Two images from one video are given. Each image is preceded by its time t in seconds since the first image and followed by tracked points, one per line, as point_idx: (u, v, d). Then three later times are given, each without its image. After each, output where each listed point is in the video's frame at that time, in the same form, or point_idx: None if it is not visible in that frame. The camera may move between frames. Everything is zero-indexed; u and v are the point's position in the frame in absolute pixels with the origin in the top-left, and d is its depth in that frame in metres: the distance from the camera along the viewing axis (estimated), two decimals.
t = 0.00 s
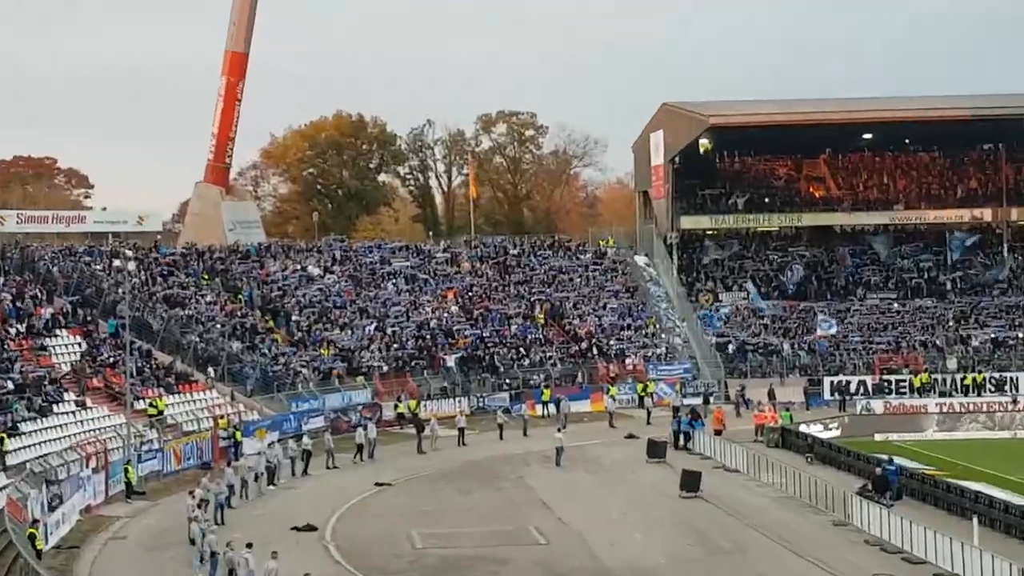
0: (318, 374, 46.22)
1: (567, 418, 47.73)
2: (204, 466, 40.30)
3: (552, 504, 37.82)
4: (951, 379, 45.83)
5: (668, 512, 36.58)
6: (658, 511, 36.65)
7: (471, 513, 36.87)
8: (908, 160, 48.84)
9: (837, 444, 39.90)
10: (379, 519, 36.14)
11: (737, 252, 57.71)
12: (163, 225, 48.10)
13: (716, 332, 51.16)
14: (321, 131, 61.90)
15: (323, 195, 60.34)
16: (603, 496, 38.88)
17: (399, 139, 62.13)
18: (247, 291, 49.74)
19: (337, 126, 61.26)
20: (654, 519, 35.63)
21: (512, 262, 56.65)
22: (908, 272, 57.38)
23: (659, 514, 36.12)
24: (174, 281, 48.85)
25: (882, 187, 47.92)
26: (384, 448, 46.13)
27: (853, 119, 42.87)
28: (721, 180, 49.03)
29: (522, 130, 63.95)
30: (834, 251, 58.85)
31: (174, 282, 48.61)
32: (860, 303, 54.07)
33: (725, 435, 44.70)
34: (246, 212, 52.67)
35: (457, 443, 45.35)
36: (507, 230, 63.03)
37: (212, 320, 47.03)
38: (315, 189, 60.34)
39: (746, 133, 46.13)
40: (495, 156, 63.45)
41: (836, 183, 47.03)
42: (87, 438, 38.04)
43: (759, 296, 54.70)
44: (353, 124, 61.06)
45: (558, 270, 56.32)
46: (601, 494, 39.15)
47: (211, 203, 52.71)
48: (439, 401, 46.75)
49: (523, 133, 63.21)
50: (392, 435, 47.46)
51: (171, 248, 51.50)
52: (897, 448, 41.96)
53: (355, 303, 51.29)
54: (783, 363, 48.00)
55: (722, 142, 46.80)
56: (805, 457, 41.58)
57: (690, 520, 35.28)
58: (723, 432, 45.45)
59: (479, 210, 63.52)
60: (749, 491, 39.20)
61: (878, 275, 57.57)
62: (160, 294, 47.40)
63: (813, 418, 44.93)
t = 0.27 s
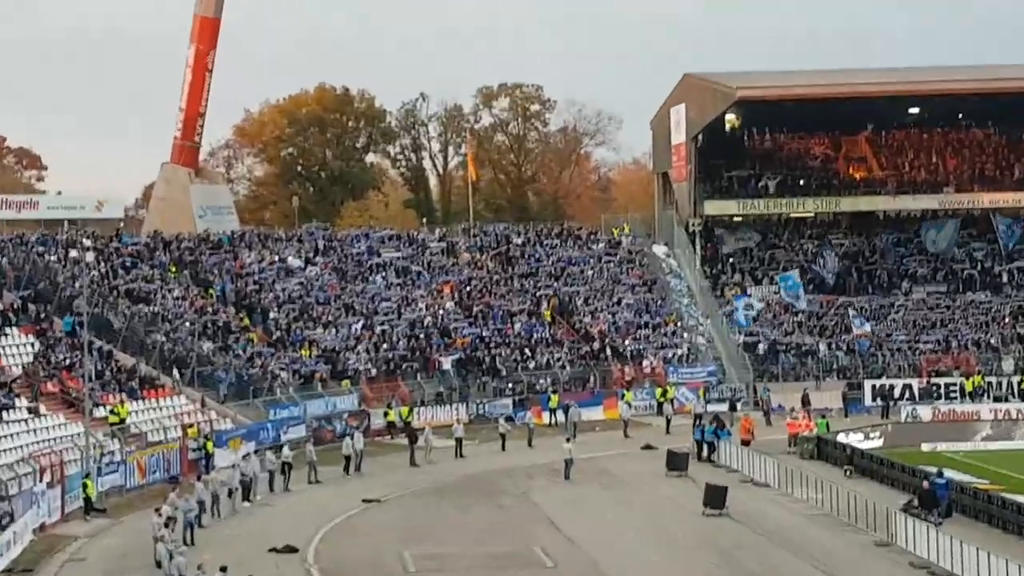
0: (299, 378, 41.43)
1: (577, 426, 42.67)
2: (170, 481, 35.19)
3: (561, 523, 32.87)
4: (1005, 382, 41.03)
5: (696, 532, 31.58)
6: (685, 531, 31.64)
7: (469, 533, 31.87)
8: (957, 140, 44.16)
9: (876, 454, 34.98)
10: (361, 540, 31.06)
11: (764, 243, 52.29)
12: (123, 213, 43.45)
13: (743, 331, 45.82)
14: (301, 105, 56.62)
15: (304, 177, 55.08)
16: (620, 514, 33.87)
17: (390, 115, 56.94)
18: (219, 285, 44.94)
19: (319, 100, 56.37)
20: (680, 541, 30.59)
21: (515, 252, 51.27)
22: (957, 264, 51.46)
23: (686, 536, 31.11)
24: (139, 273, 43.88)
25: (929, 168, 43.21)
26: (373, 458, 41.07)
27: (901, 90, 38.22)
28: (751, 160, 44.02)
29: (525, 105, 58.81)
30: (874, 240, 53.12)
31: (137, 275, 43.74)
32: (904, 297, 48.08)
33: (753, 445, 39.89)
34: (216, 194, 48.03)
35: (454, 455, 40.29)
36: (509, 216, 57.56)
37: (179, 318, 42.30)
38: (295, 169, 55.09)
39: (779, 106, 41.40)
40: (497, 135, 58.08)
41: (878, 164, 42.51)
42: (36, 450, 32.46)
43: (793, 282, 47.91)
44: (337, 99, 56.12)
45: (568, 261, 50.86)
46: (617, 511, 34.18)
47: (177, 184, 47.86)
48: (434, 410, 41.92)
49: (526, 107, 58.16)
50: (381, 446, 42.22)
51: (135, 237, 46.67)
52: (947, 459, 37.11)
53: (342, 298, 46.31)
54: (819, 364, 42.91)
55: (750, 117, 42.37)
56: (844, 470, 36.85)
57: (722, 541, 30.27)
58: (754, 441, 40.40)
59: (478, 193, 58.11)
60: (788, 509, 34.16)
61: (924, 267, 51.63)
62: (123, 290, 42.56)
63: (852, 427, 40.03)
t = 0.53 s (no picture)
0: (286, 378, 36.66)
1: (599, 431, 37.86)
2: (141, 493, 30.50)
3: (584, 541, 28.04)
4: None
5: (744, 550, 26.82)
6: (731, 550, 26.86)
7: (476, 553, 27.07)
8: None
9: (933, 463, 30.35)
10: (350, 562, 26.25)
11: (809, 225, 47.54)
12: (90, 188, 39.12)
13: (786, 324, 41.00)
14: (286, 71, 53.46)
15: (292, 149, 50.84)
16: (653, 530, 29.07)
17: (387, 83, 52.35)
18: (198, 272, 40.05)
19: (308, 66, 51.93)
20: (726, 562, 25.82)
21: (529, 236, 46.41)
22: None
23: (733, 556, 26.33)
24: (108, 261, 39.17)
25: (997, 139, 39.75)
26: (366, 465, 36.06)
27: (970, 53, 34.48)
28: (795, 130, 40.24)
29: (540, 71, 54.44)
30: (935, 221, 47.74)
31: (105, 262, 38.95)
32: (970, 286, 43.14)
33: (797, 451, 34.96)
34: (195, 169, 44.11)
35: (461, 464, 35.50)
36: (522, 192, 53.03)
37: (152, 309, 37.59)
38: (281, 142, 50.79)
39: (831, 71, 37.10)
40: (508, 104, 53.61)
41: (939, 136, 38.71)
42: None
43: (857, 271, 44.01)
44: (328, 64, 52.24)
45: (588, 246, 45.95)
46: (650, 527, 29.33)
47: (146, 158, 43.52)
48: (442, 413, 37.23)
49: (541, 72, 53.78)
50: (376, 453, 37.16)
51: (101, 220, 41.90)
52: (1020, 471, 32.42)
53: (338, 289, 41.59)
54: (872, 363, 38.13)
55: (795, 82, 38.38)
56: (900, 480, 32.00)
57: (776, 562, 25.51)
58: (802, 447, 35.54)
59: (487, 168, 53.53)
60: (849, 525, 29.32)
61: (992, 252, 46.25)
62: (87, 279, 37.82)
63: (910, 431, 35.20)
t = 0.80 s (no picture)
0: (276, 381, 33.82)
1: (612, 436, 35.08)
2: (117, 506, 27.72)
3: (601, 558, 25.25)
4: None
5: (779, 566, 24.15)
6: (764, 565, 24.16)
7: (480, 571, 24.34)
8: None
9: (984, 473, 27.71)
10: None
11: (843, 214, 44.88)
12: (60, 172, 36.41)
13: (814, 321, 38.20)
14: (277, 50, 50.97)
15: (282, 134, 48.09)
16: (675, 544, 26.40)
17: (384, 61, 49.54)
18: (179, 267, 37.17)
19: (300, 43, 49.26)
20: None
21: (537, 226, 43.57)
22: None
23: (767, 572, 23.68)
24: (84, 253, 36.38)
25: None
26: (361, 474, 33.27)
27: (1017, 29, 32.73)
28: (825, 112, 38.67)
29: (549, 48, 51.63)
30: (977, 209, 44.93)
31: (79, 256, 36.09)
32: (1014, 280, 40.74)
33: (827, 459, 32.15)
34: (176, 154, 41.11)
35: (464, 473, 32.73)
36: (530, 180, 50.42)
37: (131, 306, 34.69)
38: (270, 126, 48.12)
39: (864, 47, 35.05)
40: (517, 83, 50.79)
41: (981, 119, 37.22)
42: None
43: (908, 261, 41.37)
44: (321, 42, 49.65)
45: (601, 237, 43.07)
46: (673, 541, 26.54)
47: (124, 142, 40.74)
48: (442, 419, 34.47)
49: (551, 50, 50.92)
50: (372, 462, 34.36)
51: (76, 210, 39.08)
52: None
53: (334, 283, 38.78)
54: (909, 363, 35.20)
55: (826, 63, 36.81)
56: (939, 490, 29.30)
57: None
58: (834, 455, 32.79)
59: (492, 152, 50.81)
60: (891, 536, 26.62)
61: None
62: (60, 272, 35.01)
63: (950, 437, 32.48)
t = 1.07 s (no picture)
0: (267, 384, 32.81)
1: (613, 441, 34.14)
2: (103, 513, 26.75)
3: (603, 566, 24.31)
4: None
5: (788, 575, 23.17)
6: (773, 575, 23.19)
7: None
8: None
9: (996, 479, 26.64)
10: None
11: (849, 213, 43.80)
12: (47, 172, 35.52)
13: (821, 324, 37.25)
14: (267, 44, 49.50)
15: (273, 130, 46.94)
16: (680, 551, 25.40)
17: (378, 55, 48.63)
18: (168, 267, 36.21)
19: (289, 37, 48.59)
20: None
21: (536, 226, 42.73)
22: None
23: None
24: (70, 253, 35.40)
25: None
26: (354, 481, 32.32)
27: None
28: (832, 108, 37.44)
29: (547, 43, 50.76)
30: (986, 208, 44.03)
31: (65, 256, 35.11)
32: None
33: (832, 465, 31.26)
34: (165, 154, 40.35)
35: (461, 479, 31.74)
36: (529, 177, 49.49)
37: (117, 307, 33.67)
38: (261, 122, 46.87)
39: (872, 41, 34.11)
40: (515, 78, 49.90)
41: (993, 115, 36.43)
42: None
43: (932, 262, 40.68)
44: (313, 36, 48.46)
45: (601, 237, 42.14)
46: (677, 549, 25.60)
47: (111, 138, 39.86)
48: (438, 423, 33.52)
49: (549, 45, 50.19)
50: (366, 468, 33.40)
51: (60, 208, 38.14)
52: None
53: (326, 284, 37.82)
54: (918, 366, 34.22)
55: (831, 57, 35.88)
56: (949, 497, 28.39)
57: None
58: (841, 460, 31.85)
59: (490, 150, 49.95)
60: (902, 545, 25.64)
61: None
62: (45, 274, 33.98)
63: (960, 443, 31.55)
